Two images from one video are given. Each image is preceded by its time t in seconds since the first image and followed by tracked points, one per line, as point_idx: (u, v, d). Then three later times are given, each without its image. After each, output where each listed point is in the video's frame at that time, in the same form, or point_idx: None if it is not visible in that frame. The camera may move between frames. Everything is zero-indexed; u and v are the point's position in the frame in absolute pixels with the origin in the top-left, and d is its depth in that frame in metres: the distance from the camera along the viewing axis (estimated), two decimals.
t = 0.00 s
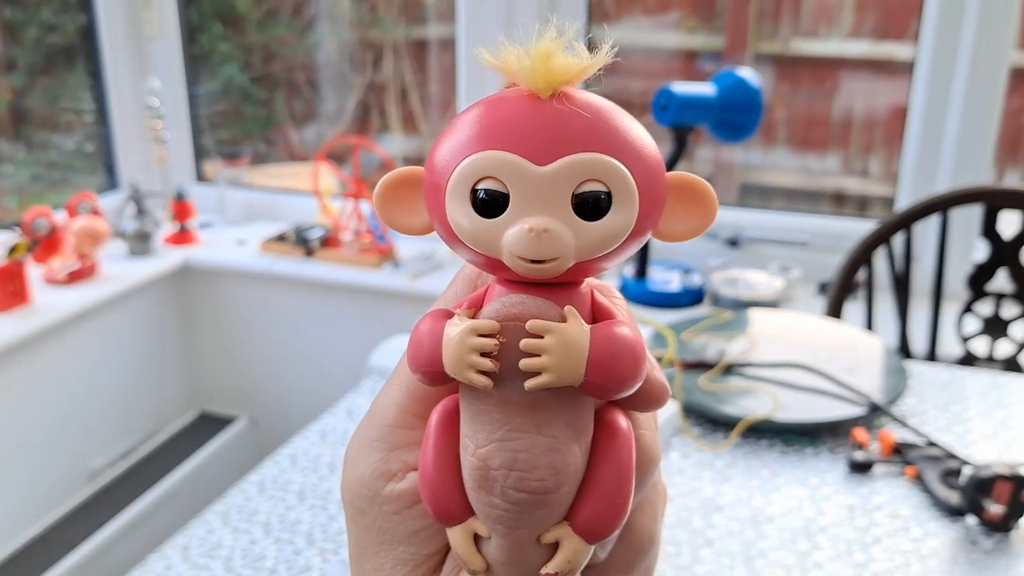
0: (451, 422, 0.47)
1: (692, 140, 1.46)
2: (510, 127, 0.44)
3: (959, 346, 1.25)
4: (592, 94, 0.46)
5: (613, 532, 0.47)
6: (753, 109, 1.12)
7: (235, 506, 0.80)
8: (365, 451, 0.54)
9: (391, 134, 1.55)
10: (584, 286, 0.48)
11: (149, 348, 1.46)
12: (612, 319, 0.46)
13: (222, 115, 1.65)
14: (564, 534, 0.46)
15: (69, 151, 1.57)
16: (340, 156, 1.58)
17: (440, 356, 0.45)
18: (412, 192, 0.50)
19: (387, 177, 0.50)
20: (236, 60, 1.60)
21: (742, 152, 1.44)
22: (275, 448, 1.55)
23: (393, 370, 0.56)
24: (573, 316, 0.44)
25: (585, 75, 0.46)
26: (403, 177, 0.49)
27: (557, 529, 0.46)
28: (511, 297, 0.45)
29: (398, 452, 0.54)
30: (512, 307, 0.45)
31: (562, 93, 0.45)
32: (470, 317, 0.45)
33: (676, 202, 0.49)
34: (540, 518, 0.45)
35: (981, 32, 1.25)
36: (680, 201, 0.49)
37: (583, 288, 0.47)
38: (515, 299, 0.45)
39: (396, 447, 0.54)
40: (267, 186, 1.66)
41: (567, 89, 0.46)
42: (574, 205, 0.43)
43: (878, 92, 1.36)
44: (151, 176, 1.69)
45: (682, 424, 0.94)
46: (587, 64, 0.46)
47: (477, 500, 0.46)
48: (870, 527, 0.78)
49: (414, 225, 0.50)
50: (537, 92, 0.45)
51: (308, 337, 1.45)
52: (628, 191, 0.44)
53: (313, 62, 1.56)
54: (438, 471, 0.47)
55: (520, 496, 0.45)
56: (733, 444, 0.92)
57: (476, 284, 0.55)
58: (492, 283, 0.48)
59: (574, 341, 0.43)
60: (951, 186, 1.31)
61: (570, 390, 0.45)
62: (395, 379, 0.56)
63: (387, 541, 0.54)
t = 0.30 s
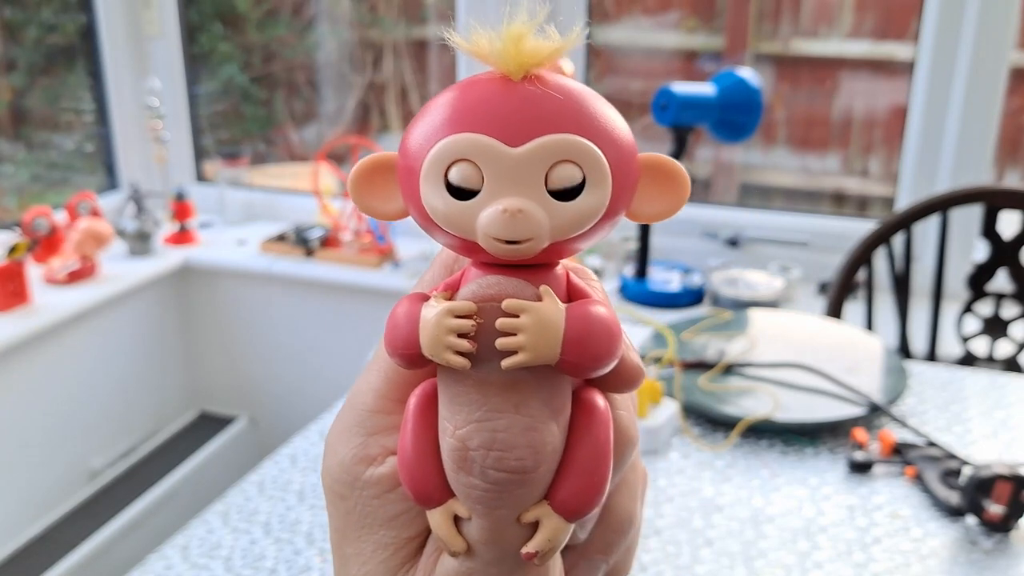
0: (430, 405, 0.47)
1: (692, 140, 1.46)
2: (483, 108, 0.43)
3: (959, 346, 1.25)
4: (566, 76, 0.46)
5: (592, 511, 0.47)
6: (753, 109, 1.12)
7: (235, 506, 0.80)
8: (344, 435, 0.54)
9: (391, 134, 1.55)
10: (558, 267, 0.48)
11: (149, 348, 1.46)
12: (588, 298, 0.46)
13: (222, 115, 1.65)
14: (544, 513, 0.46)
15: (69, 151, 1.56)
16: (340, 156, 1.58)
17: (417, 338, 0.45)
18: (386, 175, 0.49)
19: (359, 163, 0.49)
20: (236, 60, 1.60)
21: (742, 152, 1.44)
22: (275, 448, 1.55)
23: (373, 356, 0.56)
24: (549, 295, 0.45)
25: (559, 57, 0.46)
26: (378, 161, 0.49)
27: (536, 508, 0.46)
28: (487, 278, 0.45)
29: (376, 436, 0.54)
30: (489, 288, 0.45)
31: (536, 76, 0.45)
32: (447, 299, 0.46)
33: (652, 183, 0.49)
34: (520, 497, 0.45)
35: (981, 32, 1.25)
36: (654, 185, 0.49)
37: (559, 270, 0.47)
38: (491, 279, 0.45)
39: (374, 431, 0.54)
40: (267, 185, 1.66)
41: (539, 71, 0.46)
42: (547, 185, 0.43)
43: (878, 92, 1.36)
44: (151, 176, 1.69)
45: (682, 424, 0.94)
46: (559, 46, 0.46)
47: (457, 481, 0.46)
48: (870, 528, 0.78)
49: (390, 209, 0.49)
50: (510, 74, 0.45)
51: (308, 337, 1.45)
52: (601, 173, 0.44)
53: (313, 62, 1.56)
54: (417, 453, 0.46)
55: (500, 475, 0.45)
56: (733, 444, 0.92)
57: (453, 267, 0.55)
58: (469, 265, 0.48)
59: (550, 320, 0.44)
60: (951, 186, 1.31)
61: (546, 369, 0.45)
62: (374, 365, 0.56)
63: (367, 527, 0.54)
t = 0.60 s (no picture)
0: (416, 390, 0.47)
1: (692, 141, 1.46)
2: (466, 93, 0.44)
3: (959, 346, 1.25)
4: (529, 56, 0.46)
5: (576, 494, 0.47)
6: (753, 109, 1.12)
7: (234, 506, 0.80)
8: (332, 422, 0.55)
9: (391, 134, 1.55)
10: (541, 254, 0.48)
11: (149, 349, 1.46)
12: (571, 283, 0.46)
13: (222, 115, 1.65)
14: (529, 496, 0.46)
15: (70, 151, 1.56)
16: (340, 156, 1.58)
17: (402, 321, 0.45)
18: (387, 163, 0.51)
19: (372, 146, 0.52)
20: (236, 60, 1.61)
21: (742, 152, 1.44)
22: (276, 448, 1.55)
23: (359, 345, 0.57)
24: (532, 279, 0.45)
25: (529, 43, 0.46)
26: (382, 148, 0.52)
27: (521, 491, 0.46)
28: (471, 262, 0.46)
29: (362, 421, 0.54)
30: (473, 272, 0.45)
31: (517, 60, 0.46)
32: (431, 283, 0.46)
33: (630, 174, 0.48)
34: (505, 479, 0.45)
35: (981, 33, 1.25)
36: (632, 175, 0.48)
37: (542, 257, 0.48)
38: (475, 263, 0.45)
39: (360, 416, 0.54)
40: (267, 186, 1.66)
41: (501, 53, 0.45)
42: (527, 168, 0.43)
43: (878, 92, 1.36)
44: (151, 176, 1.69)
45: (682, 424, 0.94)
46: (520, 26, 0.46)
47: (442, 465, 0.46)
48: (870, 528, 0.78)
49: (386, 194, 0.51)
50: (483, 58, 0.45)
51: (308, 336, 1.44)
52: (583, 156, 0.44)
53: (313, 62, 1.56)
54: (403, 438, 0.47)
55: (485, 457, 0.44)
56: (733, 444, 0.92)
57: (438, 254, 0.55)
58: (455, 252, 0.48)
59: (533, 302, 0.44)
60: (951, 186, 1.31)
61: (531, 352, 0.45)
62: (360, 353, 0.56)
63: (354, 512, 0.54)
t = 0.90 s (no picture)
0: (410, 394, 0.47)
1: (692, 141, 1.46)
2: (451, 94, 0.44)
3: (959, 346, 1.25)
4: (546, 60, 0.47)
5: (572, 499, 0.47)
6: (753, 109, 1.12)
7: (235, 507, 0.80)
8: (326, 426, 0.55)
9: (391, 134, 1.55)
10: (538, 257, 0.48)
11: (149, 349, 1.46)
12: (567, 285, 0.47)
13: (222, 116, 1.65)
14: (524, 501, 0.46)
15: (69, 151, 1.56)
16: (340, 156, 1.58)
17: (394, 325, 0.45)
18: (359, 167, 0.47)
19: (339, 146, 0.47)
20: (236, 60, 1.61)
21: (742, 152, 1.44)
22: (275, 448, 1.55)
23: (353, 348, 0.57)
24: (526, 281, 0.45)
25: (545, 43, 0.47)
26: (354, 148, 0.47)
27: (517, 495, 0.46)
28: (466, 266, 0.46)
29: (356, 425, 0.54)
30: (467, 275, 0.45)
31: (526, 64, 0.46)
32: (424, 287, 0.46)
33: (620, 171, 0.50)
34: (500, 484, 0.45)
35: (981, 33, 1.25)
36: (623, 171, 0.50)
37: (536, 261, 0.48)
38: (470, 266, 0.46)
39: (354, 420, 0.54)
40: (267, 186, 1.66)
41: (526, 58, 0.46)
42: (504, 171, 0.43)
43: (878, 92, 1.36)
44: (151, 176, 1.69)
45: (682, 424, 0.94)
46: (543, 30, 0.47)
47: (437, 470, 0.46)
48: (870, 528, 0.78)
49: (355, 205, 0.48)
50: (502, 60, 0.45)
51: (308, 337, 1.44)
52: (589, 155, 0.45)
53: (313, 62, 1.56)
54: (398, 441, 0.47)
55: (480, 461, 0.45)
56: (733, 444, 0.92)
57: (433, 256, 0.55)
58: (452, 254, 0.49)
59: (527, 306, 0.44)
60: (951, 186, 1.31)
61: (526, 355, 0.45)
62: (355, 356, 0.56)
63: (350, 516, 0.54)
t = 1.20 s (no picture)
0: (408, 394, 0.48)
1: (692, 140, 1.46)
2: (446, 99, 0.45)
3: (959, 346, 1.25)
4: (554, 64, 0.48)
5: (571, 498, 0.47)
6: (753, 109, 1.12)
7: (235, 506, 0.80)
8: (325, 426, 0.55)
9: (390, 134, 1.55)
10: (536, 256, 0.49)
11: (149, 349, 1.46)
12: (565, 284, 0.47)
13: (222, 116, 1.66)
14: (523, 500, 0.46)
15: (69, 151, 1.56)
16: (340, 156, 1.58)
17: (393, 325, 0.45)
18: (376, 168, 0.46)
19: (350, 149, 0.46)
20: (236, 60, 1.61)
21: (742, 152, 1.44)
22: (275, 448, 1.55)
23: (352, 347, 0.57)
24: (524, 281, 0.45)
25: (554, 46, 0.48)
26: (370, 150, 0.46)
27: (515, 495, 0.46)
28: (464, 265, 0.46)
29: (355, 425, 0.54)
30: (464, 275, 0.45)
31: (528, 66, 0.46)
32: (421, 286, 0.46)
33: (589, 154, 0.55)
34: (498, 482, 0.45)
35: (981, 33, 1.25)
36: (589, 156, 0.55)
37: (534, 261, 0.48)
38: (468, 266, 0.46)
39: (353, 420, 0.54)
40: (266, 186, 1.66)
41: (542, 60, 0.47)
42: (500, 171, 0.44)
43: (878, 92, 1.36)
44: (151, 176, 1.69)
45: (682, 424, 0.94)
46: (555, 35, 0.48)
47: (436, 469, 0.46)
48: (869, 528, 0.78)
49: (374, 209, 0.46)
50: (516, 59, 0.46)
51: (308, 337, 1.44)
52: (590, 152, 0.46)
53: (313, 62, 1.56)
54: (395, 441, 0.47)
55: (477, 460, 0.45)
56: (733, 444, 0.92)
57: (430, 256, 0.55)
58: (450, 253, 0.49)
59: (524, 305, 0.44)
60: (951, 186, 1.31)
61: (525, 354, 0.45)
62: (353, 355, 0.56)
63: (348, 516, 0.54)
